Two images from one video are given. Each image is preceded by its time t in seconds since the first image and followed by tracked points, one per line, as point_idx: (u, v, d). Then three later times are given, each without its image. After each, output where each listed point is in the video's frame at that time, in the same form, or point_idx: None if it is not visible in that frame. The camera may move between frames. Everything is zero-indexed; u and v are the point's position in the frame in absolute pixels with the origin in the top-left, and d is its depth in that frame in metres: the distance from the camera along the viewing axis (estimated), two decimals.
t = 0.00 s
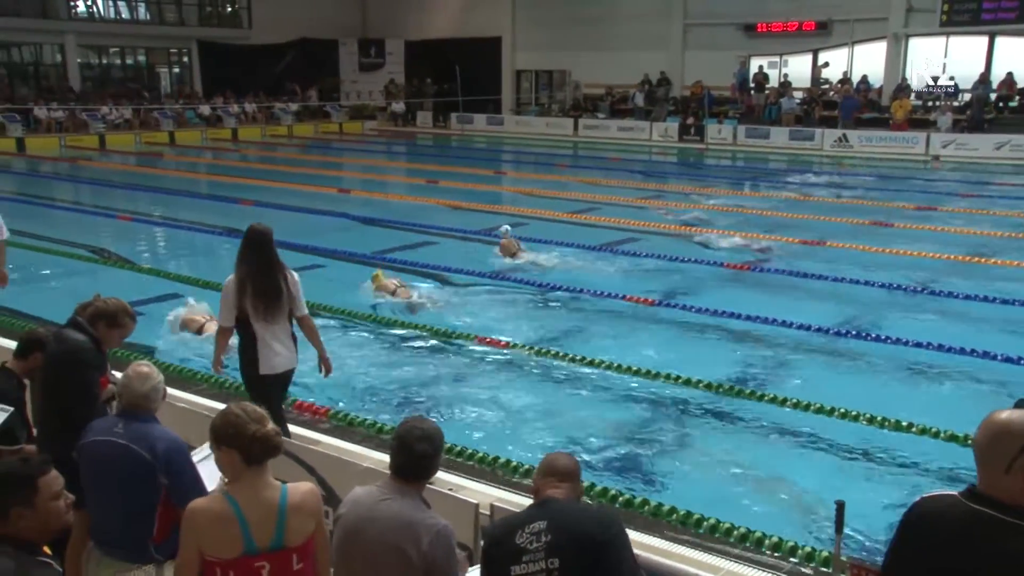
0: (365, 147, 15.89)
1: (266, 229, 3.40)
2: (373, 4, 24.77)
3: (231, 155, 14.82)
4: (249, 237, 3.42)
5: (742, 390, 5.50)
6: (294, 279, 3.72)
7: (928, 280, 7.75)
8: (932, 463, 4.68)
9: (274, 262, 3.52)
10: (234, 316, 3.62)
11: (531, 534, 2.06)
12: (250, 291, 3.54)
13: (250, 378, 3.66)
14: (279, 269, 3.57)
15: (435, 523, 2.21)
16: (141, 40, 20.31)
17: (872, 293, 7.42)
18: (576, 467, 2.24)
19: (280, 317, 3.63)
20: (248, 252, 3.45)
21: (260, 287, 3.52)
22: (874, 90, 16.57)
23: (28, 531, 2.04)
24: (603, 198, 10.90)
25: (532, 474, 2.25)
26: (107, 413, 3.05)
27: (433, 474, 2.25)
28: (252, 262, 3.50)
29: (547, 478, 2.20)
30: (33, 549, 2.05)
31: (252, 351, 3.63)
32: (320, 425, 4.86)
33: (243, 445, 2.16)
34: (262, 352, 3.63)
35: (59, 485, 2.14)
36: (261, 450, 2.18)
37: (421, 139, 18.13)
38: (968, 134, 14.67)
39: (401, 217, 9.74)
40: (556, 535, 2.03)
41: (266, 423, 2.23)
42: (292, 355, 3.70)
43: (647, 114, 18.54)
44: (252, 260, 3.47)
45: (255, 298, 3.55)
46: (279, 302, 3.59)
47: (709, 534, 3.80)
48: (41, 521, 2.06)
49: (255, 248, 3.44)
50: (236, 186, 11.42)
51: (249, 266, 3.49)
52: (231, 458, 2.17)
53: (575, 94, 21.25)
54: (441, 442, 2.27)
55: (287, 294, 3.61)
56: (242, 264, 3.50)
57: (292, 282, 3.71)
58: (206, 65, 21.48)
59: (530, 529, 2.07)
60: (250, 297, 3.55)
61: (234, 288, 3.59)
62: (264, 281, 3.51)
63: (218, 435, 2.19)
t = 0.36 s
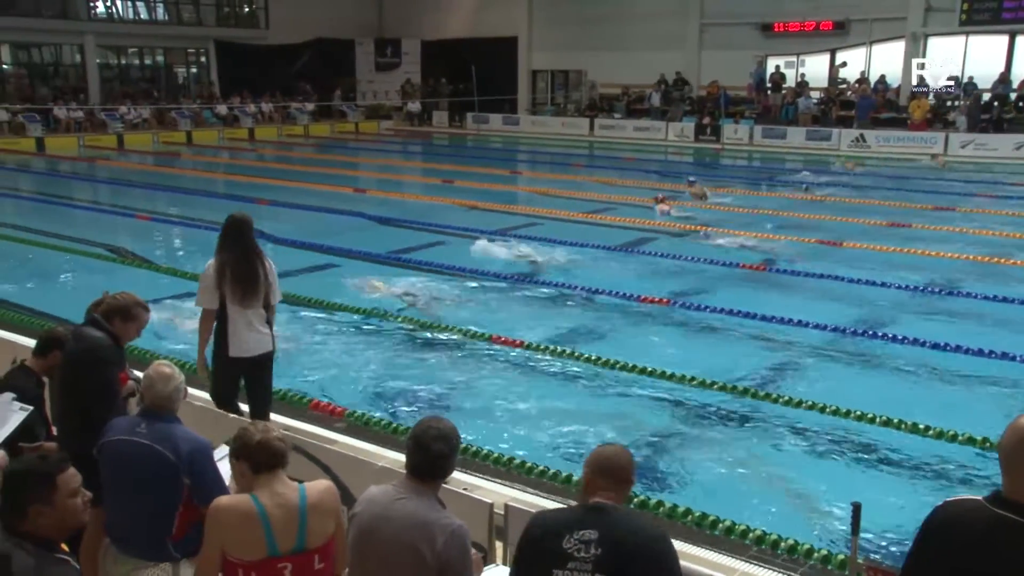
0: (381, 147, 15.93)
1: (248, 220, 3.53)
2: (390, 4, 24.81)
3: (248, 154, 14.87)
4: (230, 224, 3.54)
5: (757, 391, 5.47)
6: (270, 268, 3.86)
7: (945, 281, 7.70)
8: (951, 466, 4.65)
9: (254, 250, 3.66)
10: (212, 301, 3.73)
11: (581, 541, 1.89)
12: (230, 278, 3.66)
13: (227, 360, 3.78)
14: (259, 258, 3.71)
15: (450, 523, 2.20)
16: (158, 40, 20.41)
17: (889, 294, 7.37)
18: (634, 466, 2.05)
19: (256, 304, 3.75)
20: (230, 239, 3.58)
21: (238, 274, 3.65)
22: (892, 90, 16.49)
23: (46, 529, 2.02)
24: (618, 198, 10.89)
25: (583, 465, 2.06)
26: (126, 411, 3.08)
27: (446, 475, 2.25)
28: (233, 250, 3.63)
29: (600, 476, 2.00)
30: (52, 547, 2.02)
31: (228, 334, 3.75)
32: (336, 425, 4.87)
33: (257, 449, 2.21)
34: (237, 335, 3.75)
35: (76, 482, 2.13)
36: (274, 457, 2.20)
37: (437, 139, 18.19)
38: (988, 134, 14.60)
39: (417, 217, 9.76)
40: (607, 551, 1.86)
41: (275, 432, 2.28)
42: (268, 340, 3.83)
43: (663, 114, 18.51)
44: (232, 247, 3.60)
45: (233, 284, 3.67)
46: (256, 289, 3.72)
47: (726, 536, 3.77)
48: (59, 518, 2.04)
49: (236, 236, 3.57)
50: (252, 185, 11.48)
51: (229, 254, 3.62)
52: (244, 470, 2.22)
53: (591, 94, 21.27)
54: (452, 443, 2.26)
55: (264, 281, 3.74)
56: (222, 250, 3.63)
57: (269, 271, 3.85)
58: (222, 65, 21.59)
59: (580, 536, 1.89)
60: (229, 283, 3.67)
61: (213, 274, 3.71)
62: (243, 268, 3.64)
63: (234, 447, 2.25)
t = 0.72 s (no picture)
0: (392, 147, 15.93)
1: (217, 217, 3.64)
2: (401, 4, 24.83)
3: (259, 153, 14.90)
4: (199, 220, 3.65)
5: (767, 391, 5.46)
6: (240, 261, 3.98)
7: (957, 281, 7.67)
8: (964, 466, 4.63)
9: (223, 244, 3.77)
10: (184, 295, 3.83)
11: (618, 556, 1.92)
12: (201, 273, 3.78)
13: (199, 353, 3.89)
14: (229, 252, 3.83)
15: (459, 521, 2.21)
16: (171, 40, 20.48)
17: (901, 294, 7.35)
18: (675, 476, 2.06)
19: (228, 297, 3.87)
20: (200, 236, 3.70)
21: (209, 268, 3.76)
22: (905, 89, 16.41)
23: (59, 525, 2.03)
24: (629, 197, 10.87)
25: (621, 470, 2.09)
26: (139, 408, 3.09)
27: (457, 474, 2.26)
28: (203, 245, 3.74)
29: (637, 486, 2.03)
30: (66, 544, 2.03)
31: (201, 327, 3.86)
32: (346, 423, 4.88)
33: (274, 449, 2.22)
34: (210, 328, 3.86)
35: (89, 480, 2.14)
36: (285, 458, 2.22)
37: (448, 138, 18.19)
38: (1001, 134, 14.52)
39: (427, 216, 9.76)
40: (644, 568, 1.90)
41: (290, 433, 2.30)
42: (239, 331, 3.95)
43: (674, 113, 18.47)
44: (201, 241, 3.71)
45: (205, 278, 3.79)
46: (227, 282, 3.84)
47: (736, 535, 3.75)
48: (73, 515, 2.06)
49: (206, 232, 3.68)
50: (262, 184, 11.51)
51: (200, 249, 3.73)
52: (255, 471, 2.23)
53: (601, 93, 21.25)
54: (463, 442, 2.27)
55: (235, 275, 3.86)
56: (192, 245, 3.74)
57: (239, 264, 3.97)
58: (234, 64, 21.67)
59: (617, 550, 1.93)
60: (201, 277, 3.79)
61: (184, 269, 3.82)
62: (214, 262, 3.76)
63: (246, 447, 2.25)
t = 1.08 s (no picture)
0: (403, 147, 15.93)
1: (188, 206, 3.69)
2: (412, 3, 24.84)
3: (270, 153, 14.91)
4: (170, 211, 3.70)
5: (778, 391, 5.44)
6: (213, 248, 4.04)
7: (970, 281, 7.63)
8: (976, 468, 4.60)
9: (194, 233, 3.83)
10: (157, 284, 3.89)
11: (632, 555, 1.92)
12: (173, 261, 3.82)
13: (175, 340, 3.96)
14: (201, 240, 3.89)
15: (470, 522, 2.21)
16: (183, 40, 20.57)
17: (913, 294, 7.31)
18: (686, 477, 2.06)
19: (201, 284, 3.93)
20: (171, 225, 3.75)
21: (181, 258, 3.82)
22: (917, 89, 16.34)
23: (70, 521, 2.04)
24: (640, 197, 10.86)
25: (635, 470, 2.09)
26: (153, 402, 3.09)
27: (470, 473, 2.26)
28: (174, 234, 3.79)
29: (651, 487, 2.03)
30: (79, 540, 2.03)
31: (176, 315, 3.92)
32: (356, 422, 4.89)
33: (292, 444, 2.21)
34: (185, 316, 3.92)
35: (101, 477, 2.14)
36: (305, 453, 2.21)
37: (459, 137, 18.19)
38: (1015, 133, 14.42)
39: (439, 216, 9.76)
40: (660, 567, 1.90)
41: (312, 426, 2.28)
42: (213, 317, 4.01)
43: (685, 112, 18.45)
44: (172, 232, 3.77)
45: (176, 266, 3.84)
46: (199, 269, 3.90)
47: (747, 536, 3.74)
48: (85, 511, 2.07)
49: (177, 220, 3.74)
50: (273, 183, 11.54)
51: (171, 238, 3.78)
52: (274, 460, 2.22)
53: (613, 93, 21.24)
54: (476, 442, 2.27)
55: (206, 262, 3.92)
56: (163, 235, 3.79)
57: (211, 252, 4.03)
58: (246, 63, 21.75)
59: (631, 550, 1.93)
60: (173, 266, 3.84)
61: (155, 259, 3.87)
62: (185, 252, 3.81)
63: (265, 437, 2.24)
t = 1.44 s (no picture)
0: (416, 146, 15.95)
1: (174, 201, 3.77)
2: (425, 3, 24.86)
3: (283, 152, 14.92)
4: (158, 205, 3.78)
5: (790, 391, 5.43)
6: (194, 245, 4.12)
7: (984, 282, 7.58)
8: (991, 470, 4.57)
9: (178, 228, 3.90)
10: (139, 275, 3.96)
11: (644, 547, 1.92)
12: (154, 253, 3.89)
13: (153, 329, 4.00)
14: (183, 236, 3.96)
15: (480, 519, 2.21)
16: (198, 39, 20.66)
17: (927, 295, 7.28)
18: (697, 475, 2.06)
19: (182, 277, 3.98)
20: (156, 218, 3.82)
21: (163, 250, 3.88)
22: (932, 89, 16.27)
23: (82, 518, 2.04)
24: (653, 197, 10.83)
25: (639, 467, 2.09)
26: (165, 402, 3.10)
27: (481, 472, 2.27)
28: (157, 227, 3.86)
29: (657, 483, 2.03)
30: (93, 537, 2.06)
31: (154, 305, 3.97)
32: (368, 421, 4.91)
33: (308, 436, 2.20)
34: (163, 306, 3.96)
35: (116, 474, 2.14)
36: (325, 446, 2.21)
37: (471, 137, 18.20)
38: None
39: (451, 215, 9.77)
40: (673, 559, 1.89)
41: (329, 419, 2.28)
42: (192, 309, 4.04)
43: (698, 112, 18.40)
44: (157, 224, 3.84)
45: (158, 258, 3.90)
46: (180, 263, 3.95)
47: (760, 537, 3.72)
48: (99, 510, 2.07)
49: (161, 214, 3.81)
50: (286, 183, 11.57)
51: (155, 231, 3.85)
52: (295, 449, 2.20)
53: (625, 92, 21.19)
54: (489, 440, 2.27)
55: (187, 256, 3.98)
56: (149, 227, 3.86)
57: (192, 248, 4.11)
58: (260, 63, 21.82)
59: (642, 541, 1.93)
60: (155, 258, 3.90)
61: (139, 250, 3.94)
62: (167, 245, 3.87)
63: (282, 427, 2.23)
